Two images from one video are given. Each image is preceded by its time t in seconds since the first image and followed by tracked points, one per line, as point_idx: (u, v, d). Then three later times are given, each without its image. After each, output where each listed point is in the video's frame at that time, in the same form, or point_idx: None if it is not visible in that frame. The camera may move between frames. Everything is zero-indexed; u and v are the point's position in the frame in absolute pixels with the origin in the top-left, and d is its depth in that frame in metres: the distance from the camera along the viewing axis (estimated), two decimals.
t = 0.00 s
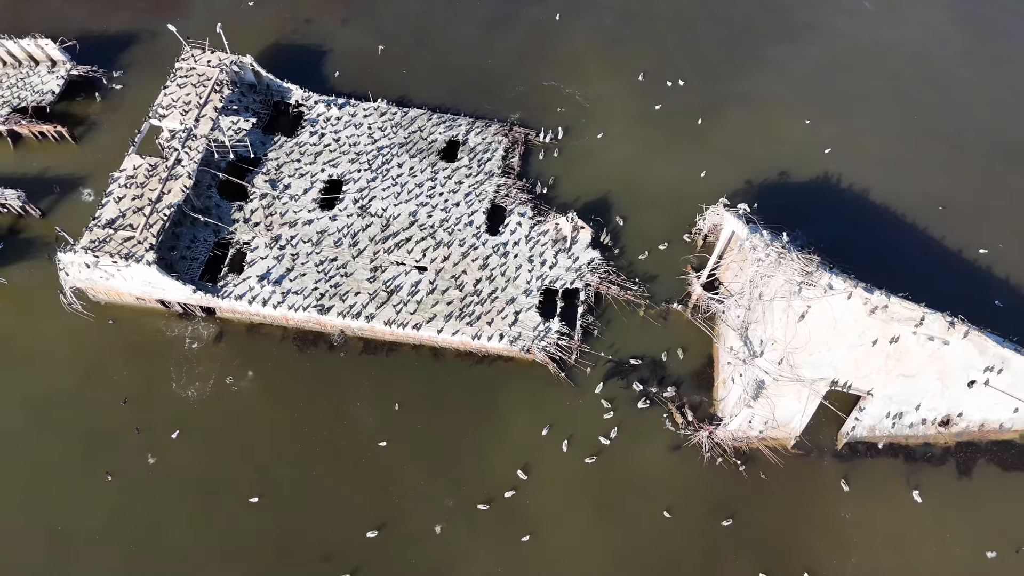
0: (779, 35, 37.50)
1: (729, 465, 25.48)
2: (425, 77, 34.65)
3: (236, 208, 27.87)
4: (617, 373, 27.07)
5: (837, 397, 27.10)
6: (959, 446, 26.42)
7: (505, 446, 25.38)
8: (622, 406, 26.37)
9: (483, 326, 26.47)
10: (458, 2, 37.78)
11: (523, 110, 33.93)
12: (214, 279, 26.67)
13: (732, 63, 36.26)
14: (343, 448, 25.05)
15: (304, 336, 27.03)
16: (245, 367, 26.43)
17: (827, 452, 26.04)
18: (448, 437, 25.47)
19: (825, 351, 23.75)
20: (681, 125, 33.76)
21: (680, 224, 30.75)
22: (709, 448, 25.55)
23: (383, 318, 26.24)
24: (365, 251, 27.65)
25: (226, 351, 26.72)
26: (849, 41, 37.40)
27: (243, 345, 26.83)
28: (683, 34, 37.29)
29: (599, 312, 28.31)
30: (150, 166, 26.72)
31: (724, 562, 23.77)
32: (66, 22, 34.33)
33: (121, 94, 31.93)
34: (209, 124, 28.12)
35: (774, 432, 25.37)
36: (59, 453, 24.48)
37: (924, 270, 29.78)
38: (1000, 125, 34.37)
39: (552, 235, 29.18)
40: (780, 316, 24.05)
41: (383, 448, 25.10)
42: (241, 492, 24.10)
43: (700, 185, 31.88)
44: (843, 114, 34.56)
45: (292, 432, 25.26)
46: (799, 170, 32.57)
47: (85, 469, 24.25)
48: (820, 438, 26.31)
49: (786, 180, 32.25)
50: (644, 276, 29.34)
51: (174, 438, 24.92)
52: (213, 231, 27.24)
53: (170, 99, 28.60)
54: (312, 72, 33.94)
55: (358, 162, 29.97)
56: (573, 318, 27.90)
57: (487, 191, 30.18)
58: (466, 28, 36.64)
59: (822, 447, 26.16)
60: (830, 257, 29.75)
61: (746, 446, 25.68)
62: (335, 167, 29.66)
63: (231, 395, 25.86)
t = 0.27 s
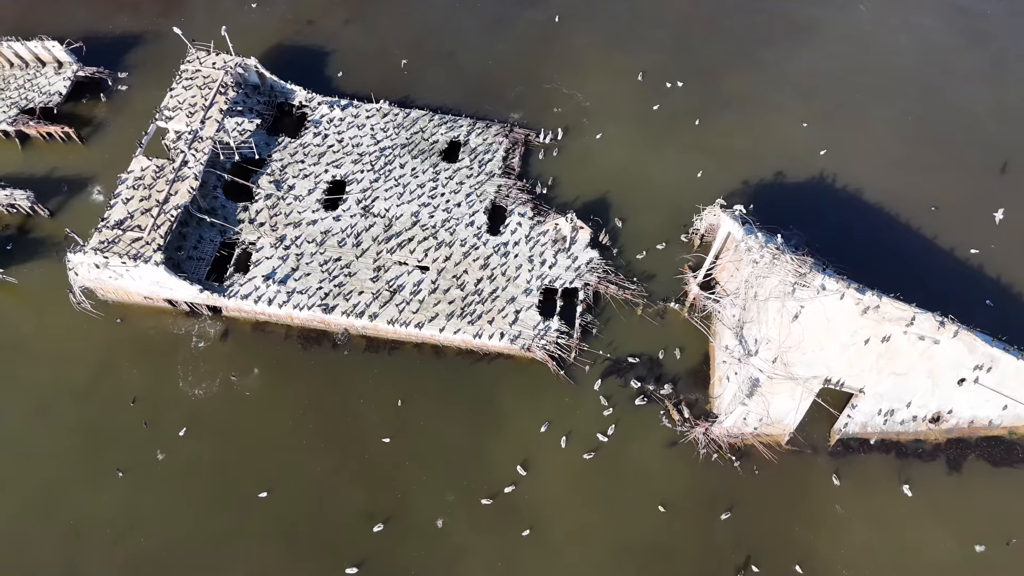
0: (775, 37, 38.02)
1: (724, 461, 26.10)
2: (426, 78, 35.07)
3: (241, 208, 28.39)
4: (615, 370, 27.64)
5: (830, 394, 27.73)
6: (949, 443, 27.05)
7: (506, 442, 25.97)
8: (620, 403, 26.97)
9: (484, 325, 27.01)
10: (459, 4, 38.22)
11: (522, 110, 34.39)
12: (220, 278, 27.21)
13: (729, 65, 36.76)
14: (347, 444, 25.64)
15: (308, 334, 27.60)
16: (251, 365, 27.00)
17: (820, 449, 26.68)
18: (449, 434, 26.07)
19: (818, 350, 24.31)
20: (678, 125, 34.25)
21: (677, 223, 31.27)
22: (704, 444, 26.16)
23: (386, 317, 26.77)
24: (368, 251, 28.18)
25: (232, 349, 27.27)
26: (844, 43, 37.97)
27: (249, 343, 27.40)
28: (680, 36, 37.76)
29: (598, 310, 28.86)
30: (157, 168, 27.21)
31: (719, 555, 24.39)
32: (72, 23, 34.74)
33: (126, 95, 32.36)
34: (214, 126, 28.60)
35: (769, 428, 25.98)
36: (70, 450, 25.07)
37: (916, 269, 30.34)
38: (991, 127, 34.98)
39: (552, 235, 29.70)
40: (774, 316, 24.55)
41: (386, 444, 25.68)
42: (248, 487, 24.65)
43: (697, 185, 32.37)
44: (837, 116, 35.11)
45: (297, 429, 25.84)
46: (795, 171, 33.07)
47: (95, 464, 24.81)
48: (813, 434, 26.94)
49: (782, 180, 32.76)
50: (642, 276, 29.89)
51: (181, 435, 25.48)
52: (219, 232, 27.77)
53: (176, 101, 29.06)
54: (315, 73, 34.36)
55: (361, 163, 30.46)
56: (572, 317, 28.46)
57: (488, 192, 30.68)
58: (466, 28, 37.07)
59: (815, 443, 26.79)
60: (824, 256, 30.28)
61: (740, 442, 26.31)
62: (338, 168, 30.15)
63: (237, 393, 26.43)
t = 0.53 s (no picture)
0: (771, 38, 38.47)
1: (720, 457, 26.73)
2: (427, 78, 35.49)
3: (246, 209, 28.91)
4: (613, 368, 28.23)
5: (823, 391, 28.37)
6: (940, 439, 27.67)
7: (506, 439, 26.57)
8: (618, 400, 27.57)
9: (485, 323, 27.54)
10: (459, 4, 38.61)
11: (522, 111, 34.84)
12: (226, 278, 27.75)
13: (726, 66, 37.21)
14: (351, 441, 26.22)
15: (312, 332, 28.16)
16: (257, 362, 27.57)
17: (813, 445, 27.31)
18: (451, 430, 26.66)
19: (811, 348, 24.98)
20: (675, 126, 34.71)
21: (675, 223, 31.79)
22: (700, 440, 26.79)
23: (389, 316, 27.30)
24: (371, 251, 28.70)
25: (238, 347, 27.82)
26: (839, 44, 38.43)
27: (254, 342, 27.95)
28: (678, 37, 38.18)
29: (596, 309, 29.43)
30: (164, 169, 27.72)
31: (714, 548, 25.04)
32: (77, 25, 35.13)
33: (132, 96, 32.79)
34: (220, 128, 29.09)
35: (763, 425, 26.61)
36: (80, 446, 25.65)
37: (909, 269, 30.88)
38: (984, 128, 35.51)
39: (552, 235, 30.23)
40: (769, 315, 25.20)
41: (389, 440, 26.27)
42: (254, 483, 25.23)
43: (693, 185, 32.88)
44: (831, 116, 35.60)
45: (302, 425, 26.43)
46: (790, 171, 33.57)
47: (105, 460, 25.40)
48: (807, 431, 27.58)
49: (778, 180, 33.26)
50: (639, 275, 30.44)
51: (188, 433, 26.04)
52: (224, 232, 28.29)
53: (182, 103, 29.53)
54: (317, 73, 34.77)
55: (363, 163, 30.94)
56: (571, 316, 29.02)
57: (489, 192, 31.17)
58: (466, 29, 37.47)
59: (808, 439, 27.42)
60: (819, 256, 30.80)
61: (735, 438, 26.95)
62: (342, 169, 30.64)
63: (243, 390, 27.00)
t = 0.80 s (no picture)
0: (767, 39, 38.91)
1: (715, 452, 27.37)
2: (428, 79, 35.93)
3: (251, 209, 29.43)
4: (611, 366, 28.83)
5: (816, 388, 28.99)
6: (931, 434, 28.29)
7: (507, 435, 27.20)
8: (616, 397, 28.19)
9: (486, 322, 28.10)
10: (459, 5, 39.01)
11: (522, 112, 35.29)
12: (232, 277, 28.31)
13: (723, 66, 37.66)
14: (355, 437, 26.83)
15: (316, 330, 28.73)
16: (263, 359, 28.16)
17: (806, 440, 27.98)
18: (453, 427, 27.28)
19: (804, 347, 25.68)
20: (673, 126, 35.20)
21: (672, 223, 32.32)
22: (696, 436, 27.42)
23: (392, 314, 27.85)
24: (375, 251, 29.24)
25: (244, 345, 28.40)
26: (836, 45, 38.87)
27: (260, 339, 28.53)
28: (676, 37, 38.61)
29: (595, 308, 30.01)
30: (170, 171, 28.27)
31: (709, 541, 25.74)
32: (81, 25, 35.52)
33: (137, 97, 33.23)
34: (225, 130, 29.60)
35: (758, 421, 27.22)
36: (90, 442, 26.27)
37: (902, 269, 31.45)
38: (977, 128, 36.02)
39: (551, 235, 30.76)
40: (763, 315, 25.93)
41: (393, 436, 26.90)
42: (261, 478, 25.86)
43: (691, 185, 33.40)
44: (826, 117, 36.10)
45: (307, 421, 27.05)
46: (786, 172, 34.10)
47: (115, 455, 26.03)
48: (801, 427, 28.23)
49: (774, 180, 33.81)
50: (637, 274, 31.00)
51: (196, 429, 26.65)
52: (230, 232, 28.85)
53: (188, 105, 30.04)
54: (319, 74, 35.21)
55: (366, 164, 31.42)
56: (570, 314, 29.60)
57: (490, 192, 31.66)
58: (467, 30, 37.89)
59: (802, 435, 28.08)
60: (814, 256, 31.35)
61: (730, 434, 27.59)
62: (345, 169, 31.12)
63: (249, 388, 27.60)
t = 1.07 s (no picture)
0: (764, 39, 39.34)
1: (711, 448, 28.01)
2: (429, 80, 36.39)
3: (256, 209, 29.96)
4: (610, 363, 29.42)
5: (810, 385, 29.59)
6: (922, 430, 28.90)
7: (507, 431, 27.84)
8: (614, 394, 28.80)
9: (487, 320, 28.66)
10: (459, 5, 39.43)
11: (522, 112, 35.75)
12: (237, 276, 28.86)
13: (720, 66, 38.10)
14: (358, 433, 27.44)
15: (320, 328, 29.30)
16: (268, 357, 28.74)
17: (800, 436, 28.62)
18: (454, 423, 27.89)
19: (798, 346, 26.20)
20: (671, 126, 35.67)
21: (669, 222, 32.85)
22: (692, 432, 28.02)
23: (394, 313, 28.41)
24: (377, 250, 29.79)
25: (249, 343, 28.96)
26: (832, 45, 39.30)
27: (266, 337, 29.10)
28: (673, 38, 39.06)
29: (594, 306, 30.57)
30: (177, 172, 28.75)
31: (704, 534, 26.40)
32: (85, 26, 35.90)
33: (142, 98, 33.68)
34: (230, 131, 30.06)
35: (752, 417, 27.83)
36: (99, 438, 26.88)
37: (895, 267, 31.99)
38: (970, 129, 36.53)
39: (551, 234, 31.30)
40: (758, 314, 26.53)
41: (396, 432, 27.52)
42: (267, 474, 26.48)
43: (688, 185, 33.91)
44: (822, 117, 36.58)
45: (312, 417, 27.65)
46: (781, 172, 34.61)
47: (124, 451, 26.64)
48: (795, 423, 28.87)
49: (770, 179, 34.32)
50: (635, 273, 31.55)
51: (202, 426, 27.24)
52: (235, 232, 29.38)
53: (193, 106, 30.48)
54: (322, 75, 35.65)
55: (368, 165, 31.93)
56: (569, 312, 30.16)
57: (490, 192, 32.18)
58: (467, 31, 38.31)
59: (796, 431, 28.72)
60: (809, 255, 31.90)
61: (726, 431, 28.19)
62: (348, 170, 31.64)
63: (255, 385, 28.18)
